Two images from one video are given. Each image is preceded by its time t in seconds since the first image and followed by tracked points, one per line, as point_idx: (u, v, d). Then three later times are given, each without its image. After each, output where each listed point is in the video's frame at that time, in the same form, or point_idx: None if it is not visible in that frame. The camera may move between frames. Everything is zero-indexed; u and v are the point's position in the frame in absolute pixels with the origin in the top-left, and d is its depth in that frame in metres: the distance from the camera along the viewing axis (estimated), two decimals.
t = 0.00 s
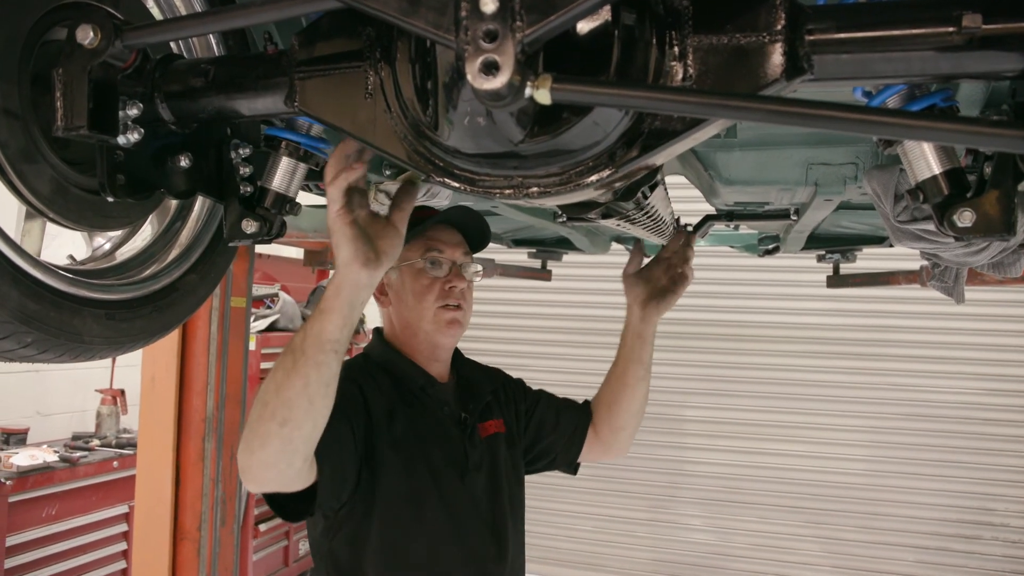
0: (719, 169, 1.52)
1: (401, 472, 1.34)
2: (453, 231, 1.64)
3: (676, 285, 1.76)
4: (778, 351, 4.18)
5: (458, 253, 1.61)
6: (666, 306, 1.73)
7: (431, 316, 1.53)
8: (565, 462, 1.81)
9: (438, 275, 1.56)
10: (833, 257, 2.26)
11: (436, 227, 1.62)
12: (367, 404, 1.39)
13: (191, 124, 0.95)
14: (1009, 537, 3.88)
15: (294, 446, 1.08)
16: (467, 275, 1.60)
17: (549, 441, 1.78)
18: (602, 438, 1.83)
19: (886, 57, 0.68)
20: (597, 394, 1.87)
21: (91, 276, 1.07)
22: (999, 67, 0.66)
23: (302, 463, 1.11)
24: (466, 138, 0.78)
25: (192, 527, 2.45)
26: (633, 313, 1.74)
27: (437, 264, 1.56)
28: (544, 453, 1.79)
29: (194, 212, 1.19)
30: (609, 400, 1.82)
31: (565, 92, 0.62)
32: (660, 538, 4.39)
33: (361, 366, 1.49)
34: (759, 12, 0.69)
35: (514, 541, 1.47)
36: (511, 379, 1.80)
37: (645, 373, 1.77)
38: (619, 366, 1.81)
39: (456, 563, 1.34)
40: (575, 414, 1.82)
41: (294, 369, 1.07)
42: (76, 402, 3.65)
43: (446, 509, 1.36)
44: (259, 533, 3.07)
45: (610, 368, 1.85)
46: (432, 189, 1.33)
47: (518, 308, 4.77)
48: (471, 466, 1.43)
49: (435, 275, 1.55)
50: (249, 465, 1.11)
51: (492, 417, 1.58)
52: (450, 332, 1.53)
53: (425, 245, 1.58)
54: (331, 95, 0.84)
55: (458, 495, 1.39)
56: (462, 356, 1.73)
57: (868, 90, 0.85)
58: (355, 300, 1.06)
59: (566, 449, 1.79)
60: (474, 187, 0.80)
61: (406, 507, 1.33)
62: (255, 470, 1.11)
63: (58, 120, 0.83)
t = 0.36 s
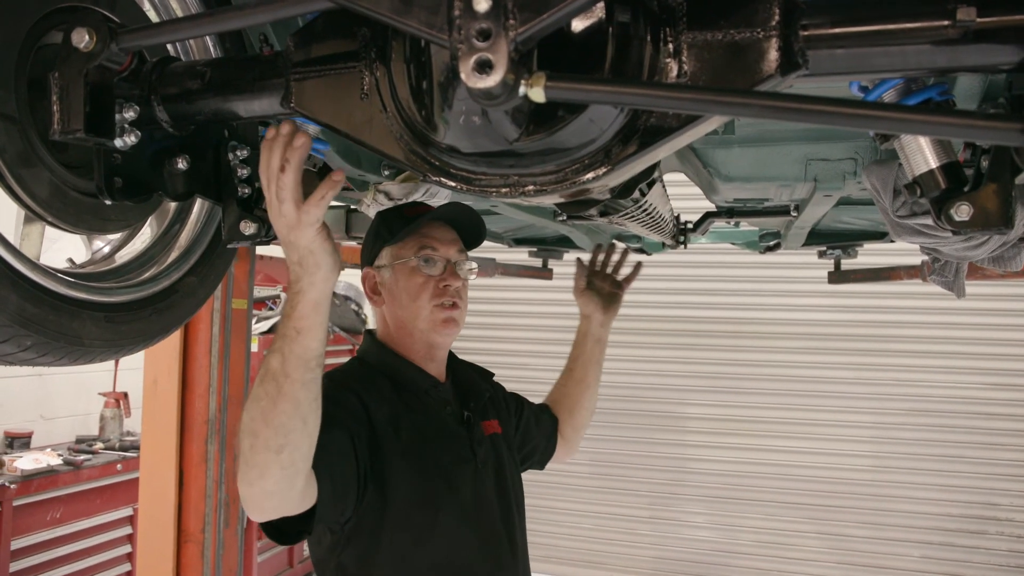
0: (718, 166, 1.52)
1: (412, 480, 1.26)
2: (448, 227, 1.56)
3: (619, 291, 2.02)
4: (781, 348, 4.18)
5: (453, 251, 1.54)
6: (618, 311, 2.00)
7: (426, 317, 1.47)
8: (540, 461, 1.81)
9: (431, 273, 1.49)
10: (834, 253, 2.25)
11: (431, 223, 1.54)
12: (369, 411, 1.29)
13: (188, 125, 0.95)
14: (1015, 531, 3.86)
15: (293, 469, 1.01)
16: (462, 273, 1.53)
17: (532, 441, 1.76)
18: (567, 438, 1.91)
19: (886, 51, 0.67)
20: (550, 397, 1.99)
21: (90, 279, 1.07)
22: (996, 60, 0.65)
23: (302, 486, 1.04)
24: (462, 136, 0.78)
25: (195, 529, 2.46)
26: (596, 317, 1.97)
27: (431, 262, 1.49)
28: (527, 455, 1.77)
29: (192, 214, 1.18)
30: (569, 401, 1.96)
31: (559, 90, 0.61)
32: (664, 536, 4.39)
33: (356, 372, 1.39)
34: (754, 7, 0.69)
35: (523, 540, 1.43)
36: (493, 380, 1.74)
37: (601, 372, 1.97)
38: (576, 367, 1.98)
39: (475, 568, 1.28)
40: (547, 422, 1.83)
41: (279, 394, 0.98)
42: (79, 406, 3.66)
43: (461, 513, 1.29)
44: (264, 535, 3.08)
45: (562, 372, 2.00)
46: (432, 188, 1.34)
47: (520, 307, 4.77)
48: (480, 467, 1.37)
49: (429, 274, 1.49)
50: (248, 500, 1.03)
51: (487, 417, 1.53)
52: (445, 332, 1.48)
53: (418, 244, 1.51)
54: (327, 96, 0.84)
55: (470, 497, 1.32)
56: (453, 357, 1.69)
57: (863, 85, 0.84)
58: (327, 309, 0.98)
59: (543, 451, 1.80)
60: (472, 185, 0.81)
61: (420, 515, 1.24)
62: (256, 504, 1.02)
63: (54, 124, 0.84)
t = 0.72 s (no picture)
0: (716, 161, 1.50)
1: (419, 477, 1.26)
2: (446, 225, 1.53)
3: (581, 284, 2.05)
4: (783, 343, 4.17)
5: (448, 249, 1.51)
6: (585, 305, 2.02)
7: (414, 316, 1.47)
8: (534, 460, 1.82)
9: (422, 271, 1.48)
10: (834, 246, 2.25)
11: (427, 221, 1.52)
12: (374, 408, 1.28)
13: (186, 126, 0.95)
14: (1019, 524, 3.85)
15: (313, 462, 0.99)
16: (455, 271, 1.50)
17: (529, 438, 1.77)
18: (556, 438, 1.94)
19: (877, 44, 0.67)
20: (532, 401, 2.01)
21: (89, 280, 1.08)
22: (990, 52, 0.65)
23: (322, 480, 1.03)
24: (458, 134, 0.78)
25: (199, 529, 2.47)
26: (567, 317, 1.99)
27: (422, 261, 1.48)
28: (524, 452, 1.77)
29: (191, 215, 1.19)
30: (550, 401, 2.00)
31: (553, 86, 0.62)
32: (668, 532, 4.40)
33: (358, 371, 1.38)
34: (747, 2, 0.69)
35: (526, 538, 1.44)
36: (489, 379, 1.74)
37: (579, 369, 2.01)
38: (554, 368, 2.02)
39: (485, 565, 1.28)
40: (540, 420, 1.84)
41: (294, 383, 0.98)
42: (83, 407, 3.67)
43: (467, 509, 1.30)
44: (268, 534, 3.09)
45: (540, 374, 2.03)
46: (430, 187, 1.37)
47: (521, 305, 4.77)
48: (483, 464, 1.38)
49: (419, 272, 1.47)
50: (270, 499, 1.01)
51: (486, 415, 1.54)
52: (433, 331, 1.46)
53: (411, 241, 1.50)
54: (323, 97, 0.85)
55: (475, 492, 1.33)
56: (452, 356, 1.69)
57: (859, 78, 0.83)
58: (334, 293, 0.98)
59: (539, 447, 1.80)
60: (468, 183, 0.81)
61: (427, 512, 1.24)
62: (276, 503, 1.01)
63: (52, 126, 0.85)
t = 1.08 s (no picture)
0: (718, 154, 1.51)
1: (413, 468, 1.25)
2: (444, 219, 1.51)
3: (627, 266, 1.98)
4: (785, 337, 4.17)
5: (444, 246, 1.49)
6: (626, 287, 1.97)
7: (408, 312, 1.46)
8: (547, 448, 1.82)
9: (418, 269, 1.48)
10: (837, 240, 2.24)
11: (423, 217, 1.50)
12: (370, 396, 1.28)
13: (185, 120, 0.95)
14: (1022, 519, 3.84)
15: (290, 433, 0.95)
16: (450, 268, 1.49)
17: (537, 432, 1.76)
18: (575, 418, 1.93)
19: (877, 36, 0.66)
20: (556, 377, 1.98)
21: (90, 273, 1.08)
22: (991, 43, 0.64)
23: (303, 450, 0.99)
24: (458, 126, 0.78)
25: (201, 523, 2.48)
26: (606, 295, 1.94)
27: (418, 257, 1.48)
28: (532, 445, 1.77)
29: (192, 208, 1.20)
30: (578, 380, 1.97)
31: (552, 78, 0.61)
32: (670, 526, 4.40)
33: (356, 360, 1.38)
34: None
35: (524, 537, 1.43)
36: (496, 371, 1.74)
37: (609, 348, 1.99)
38: (584, 345, 1.98)
39: (477, 561, 1.27)
40: (553, 411, 1.83)
41: (262, 360, 0.90)
42: (86, 402, 3.69)
43: (461, 502, 1.29)
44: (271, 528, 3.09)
45: (568, 351, 1.99)
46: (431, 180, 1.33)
47: (523, 299, 4.77)
48: (479, 459, 1.37)
49: (414, 270, 1.47)
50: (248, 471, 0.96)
51: (490, 409, 1.54)
52: (427, 329, 1.45)
53: (406, 238, 1.49)
54: (321, 88, 0.84)
55: (471, 486, 1.32)
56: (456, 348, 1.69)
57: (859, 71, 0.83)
58: (296, 264, 0.89)
59: (548, 439, 1.80)
60: (468, 176, 0.80)
61: (420, 504, 1.24)
62: (257, 476, 0.97)
63: (51, 120, 0.85)
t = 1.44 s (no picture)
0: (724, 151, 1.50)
1: (412, 470, 1.25)
2: (440, 209, 1.48)
3: (645, 272, 1.97)
4: (792, 335, 4.16)
5: (440, 236, 1.46)
6: (644, 293, 1.94)
7: (407, 305, 1.44)
8: (561, 452, 1.81)
9: (414, 260, 1.45)
10: (844, 237, 2.23)
11: (418, 209, 1.48)
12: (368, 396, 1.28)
13: (190, 118, 0.96)
14: None
15: (275, 435, 0.94)
16: (447, 257, 1.45)
17: (551, 436, 1.75)
18: (590, 426, 1.92)
19: (884, 29, 0.65)
20: (572, 383, 1.98)
21: (95, 272, 1.09)
22: (999, 36, 0.64)
23: (291, 451, 0.99)
24: (463, 123, 0.77)
25: (208, 520, 2.49)
26: (621, 301, 1.92)
27: (413, 248, 1.45)
28: (546, 449, 1.77)
29: (197, 206, 1.20)
30: (594, 386, 1.96)
31: (556, 74, 0.61)
32: (675, 524, 4.40)
33: (360, 359, 1.39)
34: None
35: (530, 541, 1.41)
36: (511, 370, 1.72)
37: (626, 355, 1.97)
38: (601, 353, 1.97)
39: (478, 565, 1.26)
40: (568, 414, 1.81)
41: (242, 363, 0.90)
42: (93, 400, 3.70)
43: (462, 505, 1.28)
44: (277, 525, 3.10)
45: (586, 358, 1.99)
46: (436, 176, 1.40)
47: (529, 297, 4.77)
48: (483, 462, 1.36)
49: (410, 261, 1.45)
50: (232, 472, 0.95)
51: (498, 411, 1.53)
52: (426, 320, 1.43)
53: (402, 230, 1.46)
54: (325, 85, 0.83)
55: (472, 490, 1.31)
56: (466, 345, 1.69)
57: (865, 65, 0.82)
58: (277, 269, 0.89)
59: (563, 443, 1.80)
60: (473, 172, 0.80)
61: (419, 505, 1.24)
62: (240, 478, 0.96)
63: (55, 118, 0.85)
